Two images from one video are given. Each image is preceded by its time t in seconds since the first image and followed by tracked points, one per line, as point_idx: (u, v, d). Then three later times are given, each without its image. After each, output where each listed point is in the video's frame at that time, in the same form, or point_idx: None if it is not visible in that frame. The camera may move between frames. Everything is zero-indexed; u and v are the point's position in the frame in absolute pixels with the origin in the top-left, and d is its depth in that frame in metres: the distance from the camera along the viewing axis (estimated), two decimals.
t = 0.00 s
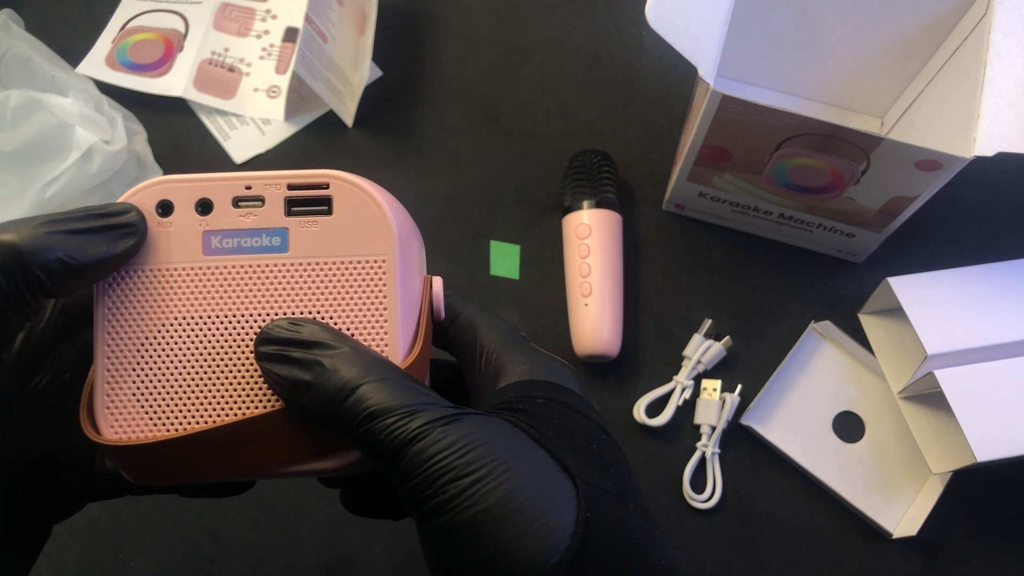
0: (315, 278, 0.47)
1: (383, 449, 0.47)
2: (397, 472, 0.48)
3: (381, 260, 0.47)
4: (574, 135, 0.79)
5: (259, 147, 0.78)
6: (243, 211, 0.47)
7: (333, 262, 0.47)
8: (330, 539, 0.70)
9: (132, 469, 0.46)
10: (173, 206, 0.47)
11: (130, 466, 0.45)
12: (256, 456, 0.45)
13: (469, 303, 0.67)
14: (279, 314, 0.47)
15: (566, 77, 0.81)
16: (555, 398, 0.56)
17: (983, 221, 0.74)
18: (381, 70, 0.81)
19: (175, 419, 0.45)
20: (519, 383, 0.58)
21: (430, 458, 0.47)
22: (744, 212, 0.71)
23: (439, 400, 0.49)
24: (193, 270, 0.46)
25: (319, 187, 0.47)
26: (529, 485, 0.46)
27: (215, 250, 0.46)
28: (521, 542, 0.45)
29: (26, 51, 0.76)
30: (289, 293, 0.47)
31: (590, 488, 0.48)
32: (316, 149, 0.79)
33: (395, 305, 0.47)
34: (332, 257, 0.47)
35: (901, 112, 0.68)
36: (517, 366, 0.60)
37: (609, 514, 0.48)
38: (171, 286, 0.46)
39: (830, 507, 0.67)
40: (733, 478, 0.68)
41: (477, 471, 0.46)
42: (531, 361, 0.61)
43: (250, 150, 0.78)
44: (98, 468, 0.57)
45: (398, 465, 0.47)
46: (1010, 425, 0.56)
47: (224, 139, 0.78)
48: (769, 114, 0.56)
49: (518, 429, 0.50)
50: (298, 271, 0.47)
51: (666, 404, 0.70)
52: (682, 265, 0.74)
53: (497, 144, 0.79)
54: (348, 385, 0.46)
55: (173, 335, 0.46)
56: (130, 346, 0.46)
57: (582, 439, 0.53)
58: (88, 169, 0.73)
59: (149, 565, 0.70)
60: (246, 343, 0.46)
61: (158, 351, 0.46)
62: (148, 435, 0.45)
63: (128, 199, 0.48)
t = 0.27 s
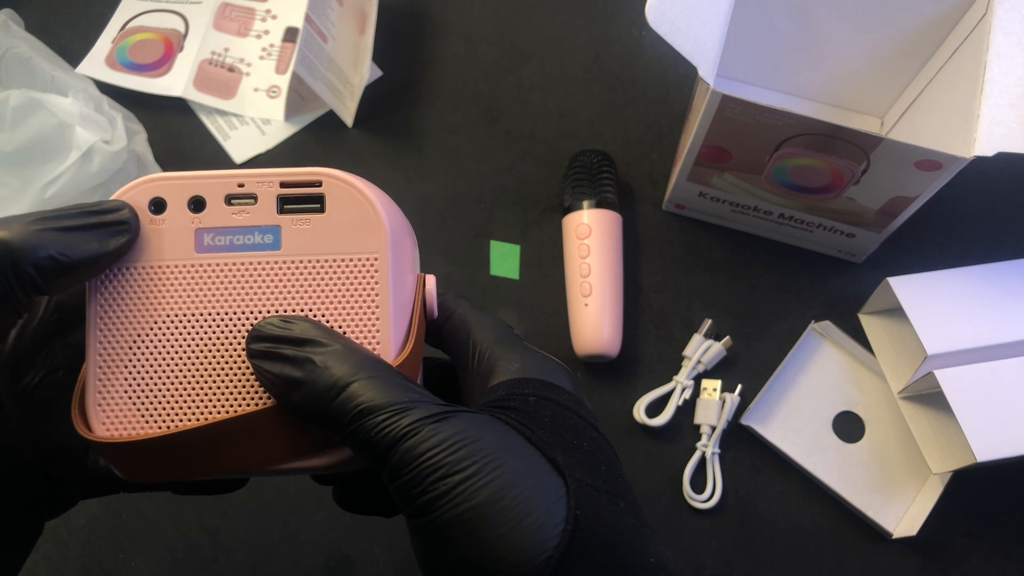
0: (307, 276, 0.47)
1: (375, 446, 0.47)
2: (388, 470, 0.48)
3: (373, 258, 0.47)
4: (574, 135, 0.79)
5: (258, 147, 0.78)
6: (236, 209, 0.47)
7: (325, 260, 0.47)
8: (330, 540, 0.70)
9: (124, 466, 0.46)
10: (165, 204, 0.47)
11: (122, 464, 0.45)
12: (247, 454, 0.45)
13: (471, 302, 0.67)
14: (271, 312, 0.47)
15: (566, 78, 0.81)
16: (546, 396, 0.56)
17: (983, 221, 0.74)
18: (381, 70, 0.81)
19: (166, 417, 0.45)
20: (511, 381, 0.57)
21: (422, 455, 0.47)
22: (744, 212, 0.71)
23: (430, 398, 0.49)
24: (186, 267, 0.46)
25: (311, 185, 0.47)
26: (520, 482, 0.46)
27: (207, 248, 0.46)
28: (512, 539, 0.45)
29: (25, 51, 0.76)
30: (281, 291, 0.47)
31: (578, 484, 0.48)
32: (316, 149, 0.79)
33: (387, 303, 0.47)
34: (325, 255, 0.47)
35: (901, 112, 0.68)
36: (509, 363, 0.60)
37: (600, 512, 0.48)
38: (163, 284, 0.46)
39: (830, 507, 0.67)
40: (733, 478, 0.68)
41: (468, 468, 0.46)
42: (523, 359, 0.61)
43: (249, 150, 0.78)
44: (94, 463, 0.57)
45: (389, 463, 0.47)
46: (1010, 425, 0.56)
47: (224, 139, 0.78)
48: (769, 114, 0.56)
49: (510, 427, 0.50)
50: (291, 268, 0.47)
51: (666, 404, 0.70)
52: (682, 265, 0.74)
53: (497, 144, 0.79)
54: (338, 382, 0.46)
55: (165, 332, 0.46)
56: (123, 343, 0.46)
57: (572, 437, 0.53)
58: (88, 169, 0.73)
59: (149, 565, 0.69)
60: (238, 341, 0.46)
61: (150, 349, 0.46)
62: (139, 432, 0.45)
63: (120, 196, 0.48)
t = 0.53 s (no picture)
0: (311, 269, 0.47)
1: (377, 440, 0.47)
2: (391, 463, 0.48)
3: (377, 252, 0.47)
4: (574, 135, 0.79)
5: (258, 147, 0.78)
6: (241, 202, 0.47)
7: (329, 253, 0.47)
8: (330, 540, 0.70)
9: (127, 458, 0.46)
10: (171, 195, 0.47)
11: (125, 455, 0.45)
12: (250, 447, 0.45)
13: (472, 301, 0.67)
14: (275, 305, 0.47)
15: (566, 78, 0.81)
16: (550, 392, 0.56)
17: (983, 222, 0.74)
18: (381, 70, 0.81)
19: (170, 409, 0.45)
20: (514, 377, 0.57)
21: (424, 449, 0.47)
22: (744, 212, 0.71)
23: (433, 393, 0.49)
24: (190, 260, 0.46)
25: (316, 178, 0.47)
26: (522, 478, 0.46)
27: (212, 240, 0.46)
28: (513, 534, 0.45)
29: (25, 51, 0.76)
30: (285, 284, 0.47)
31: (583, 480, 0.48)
32: (316, 149, 0.79)
33: (391, 297, 0.47)
34: (329, 249, 0.47)
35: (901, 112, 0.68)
36: (512, 359, 0.60)
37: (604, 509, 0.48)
38: (167, 276, 0.46)
39: (830, 507, 0.67)
40: (733, 478, 0.68)
41: (471, 463, 0.46)
42: (527, 356, 0.60)
43: (249, 150, 0.78)
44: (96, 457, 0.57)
45: (392, 457, 0.48)
46: (1010, 425, 0.56)
47: (224, 139, 0.78)
48: (769, 114, 0.56)
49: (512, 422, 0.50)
50: (295, 262, 0.47)
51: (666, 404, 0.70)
52: (682, 265, 0.74)
53: (497, 144, 0.79)
54: (342, 376, 0.46)
55: (169, 324, 0.46)
56: (127, 335, 0.46)
57: (576, 433, 0.53)
58: (88, 169, 0.73)
59: (149, 565, 0.70)
60: (242, 333, 0.46)
61: (154, 341, 0.46)
62: (142, 424, 0.45)
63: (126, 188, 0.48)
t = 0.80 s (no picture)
0: (311, 270, 0.47)
1: (377, 440, 0.47)
2: (391, 463, 0.48)
3: (377, 253, 0.47)
4: (574, 135, 0.79)
5: (258, 147, 0.78)
6: (241, 203, 0.47)
7: (330, 254, 0.47)
8: (330, 540, 0.70)
9: (128, 459, 0.46)
10: (171, 196, 0.47)
11: (126, 455, 0.45)
12: (250, 447, 0.45)
13: (472, 302, 0.67)
14: (275, 306, 0.47)
15: (566, 78, 0.81)
16: (549, 392, 0.56)
17: (983, 222, 0.74)
18: (381, 70, 0.81)
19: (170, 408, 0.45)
20: (513, 378, 0.57)
21: (424, 449, 0.47)
22: (744, 212, 0.71)
23: (433, 393, 0.49)
24: (191, 261, 0.46)
25: (316, 180, 0.47)
26: (522, 478, 0.46)
27: (212, 241, 0.46)
28: (513, 533, 0.45)
29: (25, 51, 0.76)
30: (285, 285, 0.47)
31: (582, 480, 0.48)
32: (316, 149, 0.79)
33: (391, 298, 0.47)
34: (329, 250, 0.47)
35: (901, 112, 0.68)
36: (512, 360, 0.60)
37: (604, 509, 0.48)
38: (168, 277, 0.46)
39: (830, 507, 0.67)
40: (733, 478, 0.68)
41: (471, 463, 0.46)
42: (526, 356, 0.60)
43: (249, 150, 0.78)
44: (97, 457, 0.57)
45: (392, 457, 0.48)
46: (1010, 425, 0.56)
47: (224, 139, 0.78)
48: (769, 114, 0.56)
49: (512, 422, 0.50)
50: (295, 263, 0.47)
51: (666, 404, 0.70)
52: (682, 265, 0.74)
53: (497, 144, 0.79)
54: (341, 376, 0.46)
55: (170, 324, 0.46)
56: (128, 336, 0.46)
57: (576, 433, 0.53)
58: (88, 169, 0.73)
59: (149, 565, 0.70)
60: (242, 334, 0.46)
61: (154, 341, 0.46)
62: (143, 424, 0.45)
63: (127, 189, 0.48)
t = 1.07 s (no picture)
0: (312, 269, 0.47)
1: (378, 438, 0.47)
2: (391, 462, 0.48)
3: (378, 252, 0.47)
4: (574, 135, 0.79)
5: (258, 147, 0.78)
6: (242, 202, 0.47)
7: (330, 253, 0.47)
8: (330, 540, 0.70)
9: (129, 457, 0.46)
10: (172, 195, 0.47)
11: (127, 454, 0.45)
12: (252, 446, 0.45)
13: (472, 301, 0.67)
14: (276, 305, 0.46)
15: (566, 78, 0.81)
16: (549, 391, 0.56)
17: (983, 222, 0.74)
18: (381, 70, 0.81)
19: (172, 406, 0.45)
20: (513, 377, 0.57)
21: (425, 447, 0.47)
22: (744, 212, 0.71)
23: (434, 391, 0.49)
24: (192, 260, 0.46)
25: (317, 179, 0.47)
26: (522, 476, 0.46)
27: (213, 240, 0.46)
28: (513, 532, 0.45)
29: (25, 51, 0.76)
30: (286, 283, 0.47)
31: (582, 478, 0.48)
32: (316, 149, 0.79)
33: (392, 297, 0.47)
34: (330, 249, 0.47)
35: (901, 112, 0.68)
36: (511, 359, 0.60)
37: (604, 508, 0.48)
38: (169, 275, 0.46)
39: (830, 507, 0.67)
40: (733, 478, 0.68)
41: (471, 461, 0.46)
42: (526, 355, 0.61)
43: (249, 149, 0.78)
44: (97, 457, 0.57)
45: (393, 456, 0.47)
46: (1010, 425, 0.56)
47: (224, 139, 0.78)
48: (769, 114, 0.56)
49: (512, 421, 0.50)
50: (296, 262, 0.47)
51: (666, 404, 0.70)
52: (682, 265, 0.74)
53: (497, 144, 0.79)
54: (342, 375, 0.46)
55: (171, 323, 0.46)
56: (128, 335, 0.46)
57: (577, 431, 0.53)
58: (88, 169, 0.73)
59: (149, 565, 0.69)
60: (243, 332, 0.46)
61: (155, 340, 0.46)
62: (145, 423, 0.45)
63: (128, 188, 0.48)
